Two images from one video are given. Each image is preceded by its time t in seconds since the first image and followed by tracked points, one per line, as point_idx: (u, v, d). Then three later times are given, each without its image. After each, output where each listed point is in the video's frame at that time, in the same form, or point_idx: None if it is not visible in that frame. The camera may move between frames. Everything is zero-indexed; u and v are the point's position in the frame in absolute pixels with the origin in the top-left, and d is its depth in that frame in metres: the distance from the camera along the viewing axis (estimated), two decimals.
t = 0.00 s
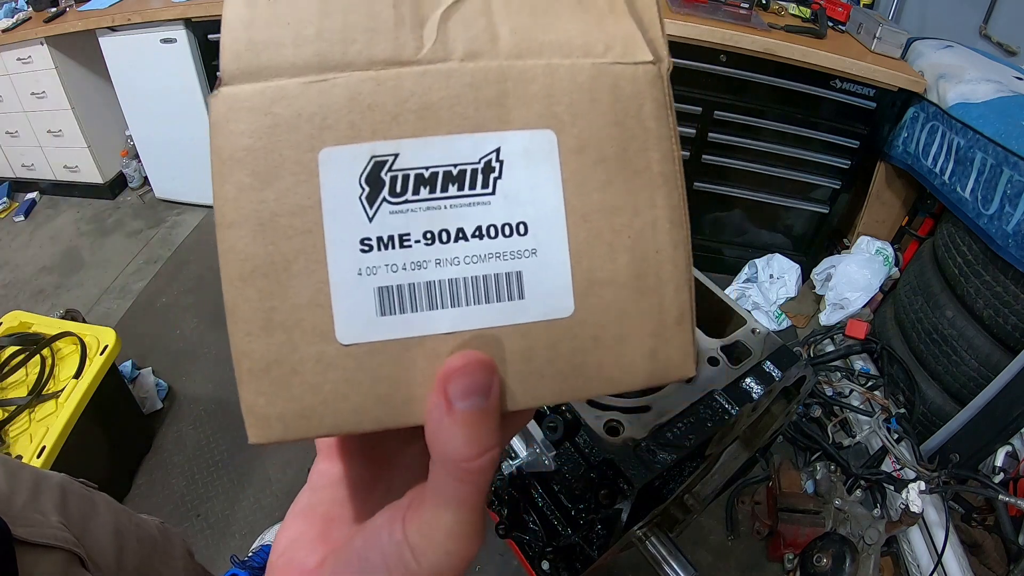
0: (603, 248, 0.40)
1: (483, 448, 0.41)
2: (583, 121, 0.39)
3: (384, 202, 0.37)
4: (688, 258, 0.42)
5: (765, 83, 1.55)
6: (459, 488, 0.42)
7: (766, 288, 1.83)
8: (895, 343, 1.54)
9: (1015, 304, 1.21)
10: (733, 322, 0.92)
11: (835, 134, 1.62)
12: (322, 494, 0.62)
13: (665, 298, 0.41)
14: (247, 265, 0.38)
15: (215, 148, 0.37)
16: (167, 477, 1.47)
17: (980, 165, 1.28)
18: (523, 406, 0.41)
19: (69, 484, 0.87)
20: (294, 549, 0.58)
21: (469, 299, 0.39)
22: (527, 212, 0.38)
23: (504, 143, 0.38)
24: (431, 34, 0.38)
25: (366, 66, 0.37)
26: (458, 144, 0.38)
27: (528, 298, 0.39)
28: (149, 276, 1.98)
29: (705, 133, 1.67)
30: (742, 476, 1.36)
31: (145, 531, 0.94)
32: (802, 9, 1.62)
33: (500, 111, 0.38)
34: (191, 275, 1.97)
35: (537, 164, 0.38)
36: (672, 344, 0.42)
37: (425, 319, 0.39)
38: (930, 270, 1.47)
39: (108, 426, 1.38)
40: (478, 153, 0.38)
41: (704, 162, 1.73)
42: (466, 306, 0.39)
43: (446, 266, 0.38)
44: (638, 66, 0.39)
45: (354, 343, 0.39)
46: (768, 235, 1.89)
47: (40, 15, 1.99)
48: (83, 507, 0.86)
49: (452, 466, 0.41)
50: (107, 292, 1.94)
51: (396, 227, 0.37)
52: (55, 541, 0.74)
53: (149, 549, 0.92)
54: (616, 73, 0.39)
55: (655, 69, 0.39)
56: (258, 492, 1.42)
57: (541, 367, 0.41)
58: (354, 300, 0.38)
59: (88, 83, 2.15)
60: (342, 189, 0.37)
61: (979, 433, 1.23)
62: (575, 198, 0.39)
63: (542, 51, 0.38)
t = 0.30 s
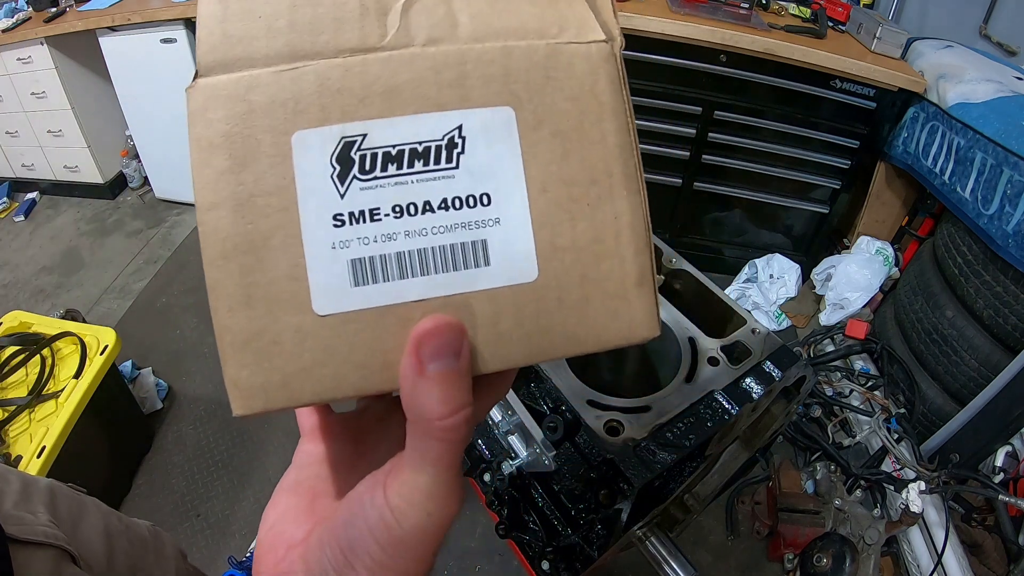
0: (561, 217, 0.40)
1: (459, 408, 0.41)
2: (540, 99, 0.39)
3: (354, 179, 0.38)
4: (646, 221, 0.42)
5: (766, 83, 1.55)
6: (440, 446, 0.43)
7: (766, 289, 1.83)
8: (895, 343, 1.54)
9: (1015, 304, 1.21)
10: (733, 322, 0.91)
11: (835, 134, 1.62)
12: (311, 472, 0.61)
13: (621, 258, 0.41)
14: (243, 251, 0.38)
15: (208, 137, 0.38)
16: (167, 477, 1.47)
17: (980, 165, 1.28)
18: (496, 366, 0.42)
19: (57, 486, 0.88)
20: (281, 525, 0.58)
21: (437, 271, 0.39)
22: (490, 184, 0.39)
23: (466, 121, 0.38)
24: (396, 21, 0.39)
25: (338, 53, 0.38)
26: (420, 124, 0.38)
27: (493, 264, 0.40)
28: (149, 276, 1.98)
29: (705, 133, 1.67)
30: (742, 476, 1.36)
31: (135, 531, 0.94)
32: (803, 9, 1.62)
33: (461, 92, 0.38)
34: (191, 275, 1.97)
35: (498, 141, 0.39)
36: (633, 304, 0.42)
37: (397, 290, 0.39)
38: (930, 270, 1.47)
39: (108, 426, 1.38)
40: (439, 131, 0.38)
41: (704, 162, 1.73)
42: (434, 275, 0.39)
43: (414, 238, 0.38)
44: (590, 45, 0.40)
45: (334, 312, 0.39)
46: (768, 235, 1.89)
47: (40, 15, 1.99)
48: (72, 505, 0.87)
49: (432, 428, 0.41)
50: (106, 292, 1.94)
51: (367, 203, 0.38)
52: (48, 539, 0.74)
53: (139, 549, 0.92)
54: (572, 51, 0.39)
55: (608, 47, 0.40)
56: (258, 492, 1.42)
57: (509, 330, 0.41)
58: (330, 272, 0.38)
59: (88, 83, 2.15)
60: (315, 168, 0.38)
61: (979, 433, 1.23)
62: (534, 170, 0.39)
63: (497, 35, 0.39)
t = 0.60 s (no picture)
0: (541, 232, 0.40)
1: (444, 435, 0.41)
2: (523, 118, 0.39)
3: (335, 206, 0.37)
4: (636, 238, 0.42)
5: (767, 83, 1.55)
6: (424, 474, 0.42)
7: (766, 289, 1.83)
8: (896, 343, 1.54)
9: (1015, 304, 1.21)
10: (733, 322, 0.90)
11: (834, 134, 1.62)
12: (304, 496, 0.59)
13: (608, 277, 0.41)
14: (237, 251, 0.38)
15: (194, 169, 0.38)
16: (167, 477, 1.47)
17: (980, 165, 1.28)
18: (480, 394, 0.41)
19: (52, 492, 0.88)
20: (273, 553, 0.57)
21: (420, 294, 0.39)
22: (473, 205, 0.39)
23: (448, 142, 0.38)
24: (376, 43, 0.39)
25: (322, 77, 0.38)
26: (401, 147, 0.38)
27: (476, 288, 0.39)
28: (149, 276, 1.98)
29: (705, 133, 1.67)
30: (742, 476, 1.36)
31: (131, 536, 0.94)
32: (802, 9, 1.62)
33: (441, 115, 0.38)
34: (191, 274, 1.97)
35: (478, 165, 0.39)
36: (621, 325, 0.41)
37: (381, 315, 0.39)
38: (930, 270, 1.47)
39: (108, 426, 1.38)
40: (419, 152, 0.38)
41: (704, 162, 1.73)
42: (417, 300, 0.39)
43: (396, 263, 0.38)
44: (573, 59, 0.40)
45: (317, 338, 0.39)
46: (768, 235, 1.88)
47: (40, 15, 1.99)
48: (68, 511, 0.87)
49: (416, 456, 0.41)
50: (106, 292, 1.94)
51: (348, 229, 0.38)
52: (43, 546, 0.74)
53: (136, 553, 0.93)
54: (555, 68, 0.39)
55: (591, 61, 0.40)
56: (259, 492, 1.42)
57: (493, 352, 0.40)
58: (313, 297, 0.38)
59: (88, 83, 2.15)
60: (297, 194, 0.38)
61: (979, 433, 1.23)
62: (517, 187, 0.39)
63: (475, 52, 0.39)
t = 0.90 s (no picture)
0: (313, 314, 0.41)
1: (247, 509, 0.41)
2: (279, 220, 0.40)
3: (126, 326, 0.40)
4: (394, 299, 0.43)
5: (767, 83, 1.55)
6: (230, 544, 0.42)
7: (766, 289, 1.81)
8: (896, 343, 1.54)
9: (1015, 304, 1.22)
10: (733, 322, 0.82)
11: (834, 134, 1.62)
12: None
13: (373, 345, 0.43)
14: (67, 355, 0.40)
15: (24, 319, 0.40)
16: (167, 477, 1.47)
17: (980, 165, 1.29)
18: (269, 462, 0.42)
19: (42, 506, 0.89)
20: None
21: (208, 390, 0.40)
22: (237, 307, 0.40)
23: (210, 253, 0.39)
24: (145, 173, 0.39)
25: (100, 214, 0.39)
26: (168, 261, 0.39)
27: (260, 374, 0.41)
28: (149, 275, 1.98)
29: (705, 133, 1.67)
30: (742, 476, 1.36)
31: (126, 546, 0.94)
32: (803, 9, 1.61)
33: (202, 227, 0.39)
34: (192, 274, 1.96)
35: (244, 269, 0.40)
36: (393, 382, 0.43)
37: (175, 416, 0.40)
38: (930, 270, 1.47)
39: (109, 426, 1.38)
40: (184, 267, 0.39)
41: (705, 162, 1.73)
42: (210, 398, 0.40)
43: (182, 368, 0.40)
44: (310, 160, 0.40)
45: (130, 446, 0.41)
46: (767, 235, 1.88)
47: (40, 15, 1.98)
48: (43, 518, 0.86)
49: (217, 528, 0.41)
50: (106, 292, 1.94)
51: (137, 346, 0.40)
52: (27, 571, 0.75)
53: (130, 562, 0.93)
54: (297, 169, 0.40)
55: (330, 151, 0.40)
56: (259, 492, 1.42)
57: (274, 429, 0.41)
58: (117, 407, 0.40)
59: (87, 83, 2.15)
60: (92, 321, 0.40)
61: (979, 432, 1.23)
62: (276, 284, 0.40)
63: (232, 166, 0.40)
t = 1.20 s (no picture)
0: (147, 365, 0.46)
1: (120, 532, 0.43)
2: (111, 293, 0.45)
3: None
4: (212, 337, 0.48)
5: (768, 83, 1.55)
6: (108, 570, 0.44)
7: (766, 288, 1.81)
8: (896, 343, 1.54)
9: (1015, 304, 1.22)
10: (733, 322, 0.82)
11: (835, 134, 1.62)
12: None
13: (198, 381, 0.47)
14: None
15: None
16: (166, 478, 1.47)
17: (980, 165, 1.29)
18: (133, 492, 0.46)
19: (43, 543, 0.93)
20: None
21: (74, 440, 0.45)
22: (89, 365, 0.44)
23: (60, 324, 0.43)
24: None
25: None
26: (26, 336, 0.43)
27: (113, 420, 0.45)
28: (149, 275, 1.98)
29: (705, 133, 1.67)
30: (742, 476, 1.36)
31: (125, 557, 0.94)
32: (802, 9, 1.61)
33: (49, 306, 0.43)
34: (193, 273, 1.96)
35: (91, 334, 0.44)
36: (217, 407, 0.47)
37: (51, 468, 0.44)
38: (930, 270, 1.47)
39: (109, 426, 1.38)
40: (38, 341, 0.43)
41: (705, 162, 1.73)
42: (79, 445, 0.45)
43: (50, 425, 0.44)
44: (127, 235, 0.44)
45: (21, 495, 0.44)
46: (767, 235, 1.88)
47: (40, 15, 1.98)
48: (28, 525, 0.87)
49: (93, 553, 0.43)
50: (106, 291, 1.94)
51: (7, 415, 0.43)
52: None
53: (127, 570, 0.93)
54: (118, 246, 0.44)
55: (144, 226, 0.45)
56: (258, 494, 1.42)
57: (131, 464, 0.46)
58: None
59: (88, 82, 2.15)
60: None
61: (979, 433, 1.23)
62: (119, 341, 0.45)
63: (68, 251, 0.43)
